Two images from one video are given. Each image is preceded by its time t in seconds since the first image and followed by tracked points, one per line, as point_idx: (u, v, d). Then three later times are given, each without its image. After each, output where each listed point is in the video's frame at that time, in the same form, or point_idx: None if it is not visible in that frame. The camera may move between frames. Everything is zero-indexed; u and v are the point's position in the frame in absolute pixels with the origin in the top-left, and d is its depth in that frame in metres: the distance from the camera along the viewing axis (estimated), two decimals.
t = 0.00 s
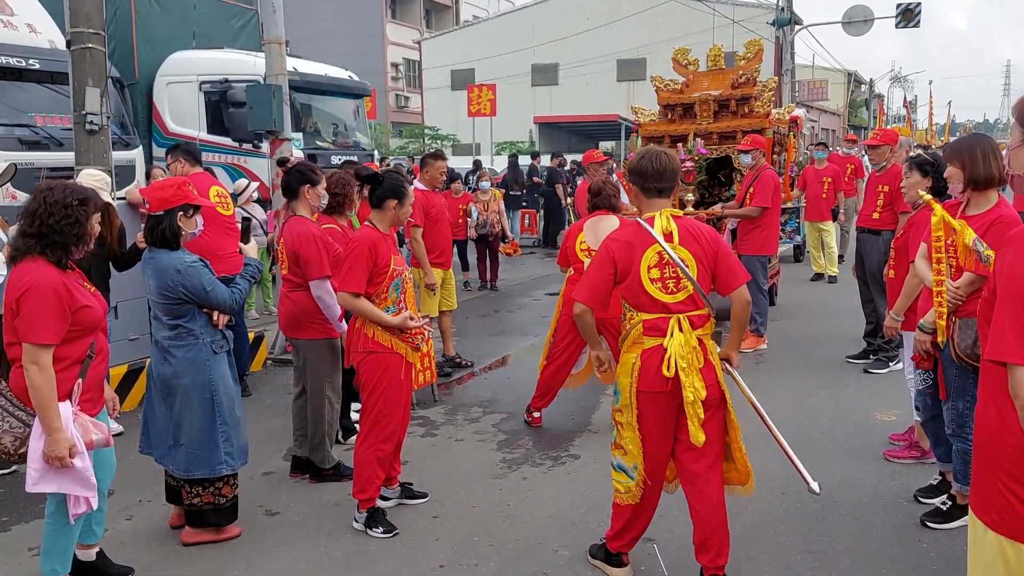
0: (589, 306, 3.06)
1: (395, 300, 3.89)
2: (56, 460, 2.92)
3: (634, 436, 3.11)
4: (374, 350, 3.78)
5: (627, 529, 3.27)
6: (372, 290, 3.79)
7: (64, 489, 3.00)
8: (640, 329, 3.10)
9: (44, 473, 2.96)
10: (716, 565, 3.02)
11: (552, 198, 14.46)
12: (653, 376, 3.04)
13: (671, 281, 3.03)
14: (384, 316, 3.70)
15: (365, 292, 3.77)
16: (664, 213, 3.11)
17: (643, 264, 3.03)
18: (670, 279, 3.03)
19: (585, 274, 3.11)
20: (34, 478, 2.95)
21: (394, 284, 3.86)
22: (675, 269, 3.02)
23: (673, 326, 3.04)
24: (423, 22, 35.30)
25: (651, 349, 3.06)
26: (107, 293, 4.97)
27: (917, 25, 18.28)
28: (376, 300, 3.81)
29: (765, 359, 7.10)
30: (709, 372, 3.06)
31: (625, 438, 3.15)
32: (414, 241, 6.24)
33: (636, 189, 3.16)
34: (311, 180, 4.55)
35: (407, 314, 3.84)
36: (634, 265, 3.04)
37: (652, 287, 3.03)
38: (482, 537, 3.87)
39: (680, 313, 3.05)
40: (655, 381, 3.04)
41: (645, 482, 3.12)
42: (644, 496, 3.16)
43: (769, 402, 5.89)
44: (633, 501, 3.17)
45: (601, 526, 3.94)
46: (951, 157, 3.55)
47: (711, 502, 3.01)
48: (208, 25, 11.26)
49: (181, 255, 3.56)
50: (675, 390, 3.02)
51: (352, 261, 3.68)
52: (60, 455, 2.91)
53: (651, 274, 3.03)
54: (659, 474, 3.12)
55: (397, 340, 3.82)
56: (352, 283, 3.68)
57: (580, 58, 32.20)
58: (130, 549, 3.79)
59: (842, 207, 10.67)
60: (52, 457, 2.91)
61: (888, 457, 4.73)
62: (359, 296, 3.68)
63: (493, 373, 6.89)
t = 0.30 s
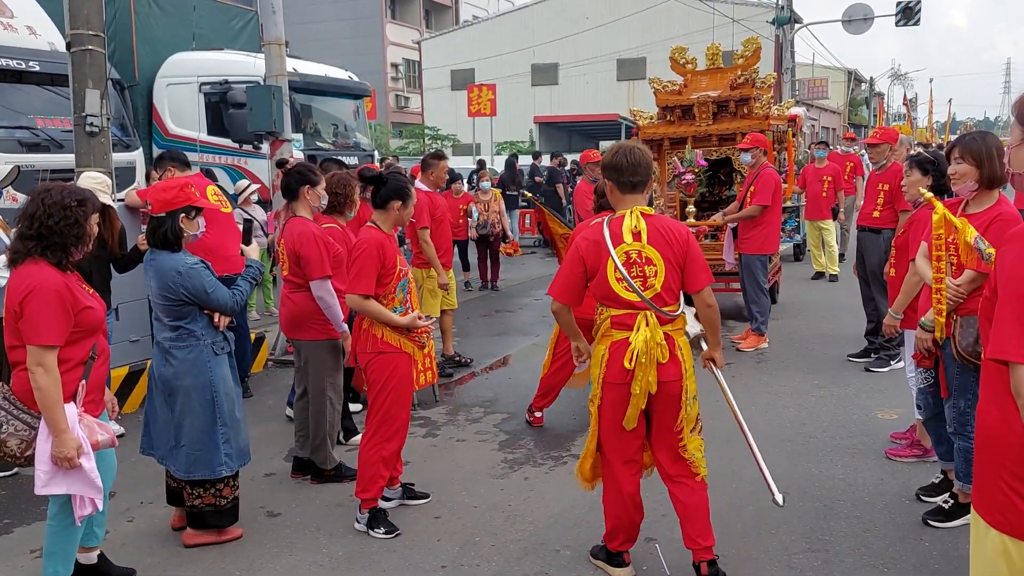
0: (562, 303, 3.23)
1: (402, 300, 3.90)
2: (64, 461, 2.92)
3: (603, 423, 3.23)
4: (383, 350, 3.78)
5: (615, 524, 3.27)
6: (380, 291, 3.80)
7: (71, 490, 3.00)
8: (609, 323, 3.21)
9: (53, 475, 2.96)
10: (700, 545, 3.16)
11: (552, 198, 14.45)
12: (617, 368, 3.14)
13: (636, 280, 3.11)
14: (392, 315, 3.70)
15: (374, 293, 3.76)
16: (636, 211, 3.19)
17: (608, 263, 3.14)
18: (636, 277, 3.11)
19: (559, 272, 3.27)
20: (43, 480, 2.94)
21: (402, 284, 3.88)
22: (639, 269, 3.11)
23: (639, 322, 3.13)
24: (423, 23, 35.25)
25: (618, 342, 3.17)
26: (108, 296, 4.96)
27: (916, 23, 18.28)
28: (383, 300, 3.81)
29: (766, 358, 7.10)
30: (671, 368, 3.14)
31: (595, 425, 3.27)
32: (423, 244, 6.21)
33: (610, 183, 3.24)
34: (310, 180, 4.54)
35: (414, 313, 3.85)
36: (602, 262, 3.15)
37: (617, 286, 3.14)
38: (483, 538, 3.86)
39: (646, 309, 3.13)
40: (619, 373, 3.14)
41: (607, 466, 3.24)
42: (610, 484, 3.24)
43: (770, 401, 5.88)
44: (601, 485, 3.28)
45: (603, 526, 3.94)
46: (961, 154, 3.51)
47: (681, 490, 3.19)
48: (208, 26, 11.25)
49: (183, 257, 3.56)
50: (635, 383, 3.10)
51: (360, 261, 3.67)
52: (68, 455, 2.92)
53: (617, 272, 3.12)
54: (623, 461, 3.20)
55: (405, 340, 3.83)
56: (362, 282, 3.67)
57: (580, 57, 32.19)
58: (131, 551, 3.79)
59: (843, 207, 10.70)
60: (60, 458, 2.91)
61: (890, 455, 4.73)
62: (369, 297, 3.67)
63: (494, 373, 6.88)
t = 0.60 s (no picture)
0: (567, 306, 3.22)
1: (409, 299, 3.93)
2: (67, 461, 2.92)
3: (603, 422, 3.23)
4: (391, 349, 3.77)
5: (617, 523, 3.25)
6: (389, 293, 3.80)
7: (75, 490, 2.99)
8: (612, 321, 3.22)
9: (56, 475, 2.95)
10: (710, 519, 3.20)
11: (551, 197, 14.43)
12: (622, 366, 3.15)
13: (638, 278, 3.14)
14: (402, 316, 3.72)
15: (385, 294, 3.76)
16: (635, 210, 3.20)
17: (609, 263, 3.14)
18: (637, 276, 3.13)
19: (560, 274, 3.26)
20: (46, 481, 2.94)
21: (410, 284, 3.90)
22: (641, 267, 3.12)
23: (643, 320, 3.15)
24: (423, 23, 35.22)
25: (622, 340, 3.18)
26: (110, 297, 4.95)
27: (917, 22, 18.27)
28: (393, 300, 3.82)
29: (767, 357, 7.09)
30: (674, 365, 3.18)
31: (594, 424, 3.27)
32: (429, 243, 6.29)
33: (609, 184, 3.25)
34: (310, 181, 4.53)
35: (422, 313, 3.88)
36: (603, 261, 3.16)
37: (620, 284, 3.15)
38: (484, 538, 3.86)
39: (649, 307, 3.16)
40: (624, 372, 3.16)
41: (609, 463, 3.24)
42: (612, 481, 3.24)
43: (771, 400, 5.87)
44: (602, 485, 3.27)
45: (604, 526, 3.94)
46: (978, 153, 3.44)
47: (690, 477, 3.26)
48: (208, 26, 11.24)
49: (183, 257, 3.56)
50: (640, 381, 3.13)
51: (372, 264, 3.66)
52: (72, 456, 2.91)
53: (619, 272, 3.13)
54: (625, 459, 3.20)
55: (412, 340, 3.85)
56: (375, 284, 3.67)
57: (580, 57, 32.19)
58: (132, 551, 3.78)
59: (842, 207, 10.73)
60: (63, 458, 2.91)
61: (891, 454, 4.72)
62: (381, 298, 3.67)
63: (494, 373, 6.88)
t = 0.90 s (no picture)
0: (610, 307, 3.20)
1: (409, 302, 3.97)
2: (71, 462, 2.91)
3: (640, 428, 3.19)
4: (397, 353, 3.76)
5: (632, 524, 3.27)
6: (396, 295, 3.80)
7: (79, 491, 2.99)
8: (654, 325, 3.18)
9: (59, 476, 2.95)
10: (738, 543, 3.23)
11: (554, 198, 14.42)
12: (667, 371, 3.13)
13: (682, 279, 3.12)
14: (409, 319, 3.73)
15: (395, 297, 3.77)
16: (676, 212, 3.19)
17: (656, 264, 3.11)
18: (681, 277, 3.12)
19: (603, 276, 3.20)
20: (49, 482, 2.94)
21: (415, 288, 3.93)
22: (687, 268, 3.11)
23: (687, 323, 3.13)
24: (425, 23, 35.23)
25: (667, 345, 3.15)
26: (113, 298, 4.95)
27: (919, 22, 18.24)
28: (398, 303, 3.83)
29: (770, 358, 7.08)
30: (716, 368, 3.17)
31: (629, 431, 3.22)
32: (433, 244, 6.44)
33: (649, 186, 3.23)
34: (313, 182, 4.52)
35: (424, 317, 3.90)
36: (648, 263, 3.12)
37: (665, 285, 3.12)
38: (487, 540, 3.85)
39: (693, 309, 3.14)
40: (669, 376, 3.14)
41: (640, 469, 3.22)
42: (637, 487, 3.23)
43: (774, 401, 5.86)
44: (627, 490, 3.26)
45: (607, 528, 3.93)
46: (989, 154, 3.41)
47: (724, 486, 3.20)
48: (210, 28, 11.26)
49: (186, 259, 3.56)
50: (684, 386, 3.12)
51: (382, 266, 3.65)
52: (76, 457, 2.91)
53: (665, 274, 3.11)
54: (655, 465, 3.20)
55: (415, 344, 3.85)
56: (387, 286, 3.66)
57: (582, 58, 32.19)
58: (135, 553, 3.78)
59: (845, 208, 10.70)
60: (67, 459, 2.90)
61: (894, 455, 4.71)
62: (391, 301, 3.67)
63: (497, 374, 6.88)
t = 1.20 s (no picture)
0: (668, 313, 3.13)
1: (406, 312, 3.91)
2: (72, 468, 2.91)
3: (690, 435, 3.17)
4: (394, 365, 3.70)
5: (665, 528, 3.24)
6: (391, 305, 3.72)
7: (80, 497, 2.99)
8: (705, 329, 3.16)
9: (60, 482, 2.95)
10: (746, 549, 3.24)
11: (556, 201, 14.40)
12: (722, 374, 3.13)
13: (734, 278, 3.15)
14: (408, 331, 3.67)
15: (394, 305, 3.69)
16: (717, 213, 3.24)
17: (710, 263, 3.11)
18: (733, 277, 3.15)
19: (652, 278, 3.15)
20: (50, 487, 2.94)
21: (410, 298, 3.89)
22: (738, 267, 3.14)
23: (737, 324, 3.15)
24: (426, 26, 35.23)
25: (718, 349, 3.15)
26: (116, 302, 4.96)
27: (921, 23, 18.20)
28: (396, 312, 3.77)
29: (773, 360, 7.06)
30: (765, 367, 3.22)
31: (674, 438, 3.20)
32: (441, 244, 6.50)
33: (688, 187, 3.26)
34: (314, 186, 4.52)
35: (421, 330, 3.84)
36: (701, 262, 3.12)
37: (718, 284, 3.13)
38: (489, 545, 3.84)
39: (741, 309, 3.18)
40: (724, 380, 3.13)
41: (690, 477, 3.19)
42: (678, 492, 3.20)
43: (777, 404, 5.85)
44: (666, 496, 3.21)
45: (610, 532, 3.92)
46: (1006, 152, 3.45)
47: (753, 489, 3.20)
48: (211, 31, 11.27)
49: (188, 263, 3.56)
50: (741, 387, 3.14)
51: (383, 276, 3.58)
52: (76, 462, 2.90)
53: (718, 272, 3.12)
54: (699, 470, 3.19)
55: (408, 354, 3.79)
56: (388, 293, 3.59)
57: (583, 60, 32.20)
58: (137, 559, 3.77)
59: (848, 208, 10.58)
60: (68, 465, 2.90)
61: (898, 458, 4.70)
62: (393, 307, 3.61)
63: (499, 377, 6.87)
